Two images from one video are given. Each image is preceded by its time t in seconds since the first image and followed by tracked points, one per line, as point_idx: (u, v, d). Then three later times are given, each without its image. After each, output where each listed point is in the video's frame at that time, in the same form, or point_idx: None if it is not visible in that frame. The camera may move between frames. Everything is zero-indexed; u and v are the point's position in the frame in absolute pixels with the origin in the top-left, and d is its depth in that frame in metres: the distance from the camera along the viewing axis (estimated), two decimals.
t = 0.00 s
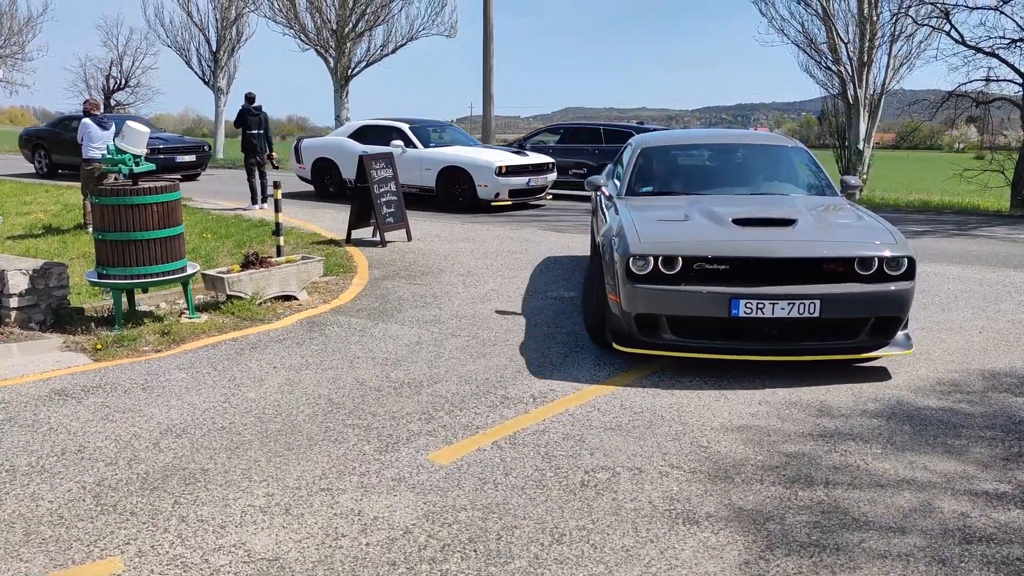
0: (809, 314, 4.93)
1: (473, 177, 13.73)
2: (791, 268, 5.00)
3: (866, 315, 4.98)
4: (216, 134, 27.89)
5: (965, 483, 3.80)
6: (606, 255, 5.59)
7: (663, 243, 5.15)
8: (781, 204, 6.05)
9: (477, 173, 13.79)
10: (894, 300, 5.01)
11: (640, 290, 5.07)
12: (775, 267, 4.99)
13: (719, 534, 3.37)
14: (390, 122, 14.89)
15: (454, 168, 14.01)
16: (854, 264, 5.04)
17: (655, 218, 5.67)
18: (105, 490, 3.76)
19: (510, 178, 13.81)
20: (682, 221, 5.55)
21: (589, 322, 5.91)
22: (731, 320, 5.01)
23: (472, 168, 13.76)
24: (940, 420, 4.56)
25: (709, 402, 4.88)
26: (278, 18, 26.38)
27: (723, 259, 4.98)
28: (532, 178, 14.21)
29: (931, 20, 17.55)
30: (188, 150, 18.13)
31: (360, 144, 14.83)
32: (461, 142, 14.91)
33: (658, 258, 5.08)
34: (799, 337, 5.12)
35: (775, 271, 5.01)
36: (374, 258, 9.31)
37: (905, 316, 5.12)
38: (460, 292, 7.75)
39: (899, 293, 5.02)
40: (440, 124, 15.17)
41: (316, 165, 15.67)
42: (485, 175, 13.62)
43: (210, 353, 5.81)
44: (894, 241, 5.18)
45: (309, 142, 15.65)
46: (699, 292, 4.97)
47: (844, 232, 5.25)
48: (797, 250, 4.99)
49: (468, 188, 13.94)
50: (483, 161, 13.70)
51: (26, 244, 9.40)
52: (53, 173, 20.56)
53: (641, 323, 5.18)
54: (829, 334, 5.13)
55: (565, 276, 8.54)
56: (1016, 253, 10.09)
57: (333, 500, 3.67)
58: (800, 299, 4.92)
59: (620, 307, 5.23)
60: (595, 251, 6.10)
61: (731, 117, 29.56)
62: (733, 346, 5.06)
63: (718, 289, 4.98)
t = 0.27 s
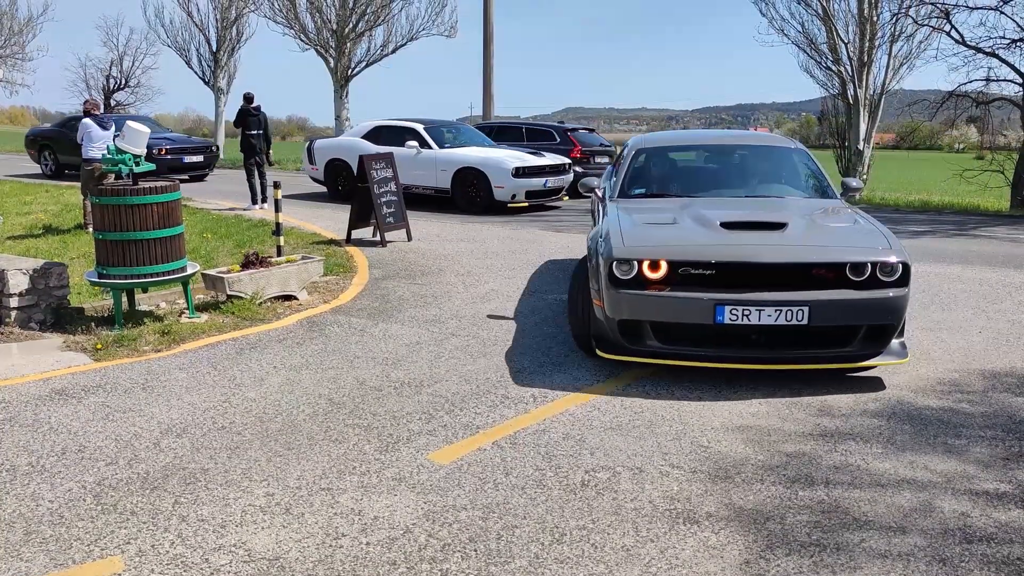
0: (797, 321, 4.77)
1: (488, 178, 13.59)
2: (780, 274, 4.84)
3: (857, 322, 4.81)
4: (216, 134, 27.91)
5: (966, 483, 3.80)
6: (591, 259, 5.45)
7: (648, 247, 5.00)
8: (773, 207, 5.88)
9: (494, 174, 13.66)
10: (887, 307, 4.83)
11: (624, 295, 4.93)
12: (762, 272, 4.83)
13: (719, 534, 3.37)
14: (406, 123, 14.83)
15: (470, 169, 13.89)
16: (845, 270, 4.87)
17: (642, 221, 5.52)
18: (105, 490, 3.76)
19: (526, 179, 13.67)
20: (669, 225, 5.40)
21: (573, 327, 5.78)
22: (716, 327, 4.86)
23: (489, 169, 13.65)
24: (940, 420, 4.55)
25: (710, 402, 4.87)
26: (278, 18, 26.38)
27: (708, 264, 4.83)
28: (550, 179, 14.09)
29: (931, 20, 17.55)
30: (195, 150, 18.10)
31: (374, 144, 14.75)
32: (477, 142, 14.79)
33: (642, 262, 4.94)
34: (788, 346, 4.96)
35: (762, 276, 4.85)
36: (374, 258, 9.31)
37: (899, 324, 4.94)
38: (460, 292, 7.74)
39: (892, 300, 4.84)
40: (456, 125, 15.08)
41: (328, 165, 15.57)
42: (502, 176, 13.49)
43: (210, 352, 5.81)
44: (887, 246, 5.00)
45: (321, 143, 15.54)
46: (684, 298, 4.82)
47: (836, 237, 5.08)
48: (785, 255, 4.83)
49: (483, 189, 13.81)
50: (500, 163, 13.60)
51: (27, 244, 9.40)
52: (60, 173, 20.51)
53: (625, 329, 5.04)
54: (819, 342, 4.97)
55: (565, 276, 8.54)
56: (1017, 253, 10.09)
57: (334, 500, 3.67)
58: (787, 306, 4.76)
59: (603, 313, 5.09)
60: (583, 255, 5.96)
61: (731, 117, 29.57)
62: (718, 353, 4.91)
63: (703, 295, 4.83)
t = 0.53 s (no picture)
0: (785, 328, 4.60)
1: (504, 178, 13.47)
2: (768, 280, 4.67)
3: (849, 330, 4.62)
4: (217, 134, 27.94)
5: (967, 483, 3.79)
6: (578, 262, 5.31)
7: (633, 250, 4.85)
8: (767, 210, 5.70)
9: (511, 174, 13.54)
10: (880, 314, 4.64)
11: (607, 301, 4.78)
12: (750, 277, 4.66)
13: (720, 534, 3.37)
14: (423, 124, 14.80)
15: (486, 169, 13.78)
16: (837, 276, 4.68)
17: (630, 224, 5.37)
18: (106, 489, 3.76)
19: (544, 180, 13.52)
20: (658, 228, 5.24)
21: (559, 330, 5.64)
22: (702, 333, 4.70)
23: (506, 169, 13.52)
24: (941, 420, 4.55)
25: (710, 402, 4.87)
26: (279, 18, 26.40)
27: (694, 269, 4.67)
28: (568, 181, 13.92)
29: (933, 20, 17.52)
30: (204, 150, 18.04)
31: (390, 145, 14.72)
32: (495, 144, 14.67)
33: (626, 266, 4.79)
34: (778, 353, 4.79)
35: (750, 282, 4.68)
36: (375, 258, 9.31)
37: (893, 331, 4.75)
38: (461, 292, 7.74)
39: (886, 307, 4.65)
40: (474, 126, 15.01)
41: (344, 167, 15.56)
42: (518, 176, 13.36)
43: (212, 352, 5.81)
44: (882, 250, 4.81)
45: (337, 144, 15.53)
46: (669, 304, 4.66)
47: (828, 241, 4.90)
48: (773, 259, 4.65)
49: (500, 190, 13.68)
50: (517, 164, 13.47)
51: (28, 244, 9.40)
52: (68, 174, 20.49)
53: (609, 335, 4.89)
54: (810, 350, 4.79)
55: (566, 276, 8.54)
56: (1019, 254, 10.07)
57: (335, 499, 3.67)
58: (775, 313, 4.59)
59: (587, 318, 4.95)
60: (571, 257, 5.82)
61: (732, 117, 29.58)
62: (704, 361, 4.75)
63: (689, 301, 4.67)
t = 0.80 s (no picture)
0: (772, 336, 4.42)
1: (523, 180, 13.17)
2: (755, 286, 4.50)
3: (840, 338, 4.44)
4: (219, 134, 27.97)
5: (969, 484, 3.79)
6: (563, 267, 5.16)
7: (616, 255, 4.70)
8: (759, 213, 5.53)
9: (529, 176, 13.24)
10: (873, 323, 4.45)
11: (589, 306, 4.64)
12: (737, 283, 4.50)
13: (721, 534, 3.37)
14: (438, 125, 14.52)
15: (504, 171, 13.48)
16: (827, 283, 4.50)
17: (618, 227, 5.22)
18: (108, 489, 3.76)
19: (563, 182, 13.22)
20: (646, 231, 5.09)
21: (546, 336, 5.50)
22: (686, 341, 4.53)
23: (524, 171, 13.21)
24: (943, 421, 4.54)
25: (712, 403, 4.86)
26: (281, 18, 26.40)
27: (679, 274, 4.52)
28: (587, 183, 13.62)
29: (935, 20, 17.50)
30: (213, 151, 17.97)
31: (406, 147, 14.45)
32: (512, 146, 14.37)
33: (610, 270, 4.64)
34: (767, 363, 4.61)
35: (736, 288, 4.51)
36: (377, 258, 9.31)
37: (887, 341, 4.55)
38: (462, 293, 7.73)
39: (878, 314, 4.46)
40: (489, 128, 14.72)
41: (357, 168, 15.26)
42: (538, 178, 13.05)
43: (213, 352, 5.81)
44: (876, 256, 4.62)
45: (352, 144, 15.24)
46: (652, 310, 4.51)
47: (820, 246, 4.71)
48: (761, 264, 4.48)
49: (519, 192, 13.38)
50: (536, 165, 13.16)
51: (29, 244, 9.41)
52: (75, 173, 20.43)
53: (592, 341, 4.74)
54: (800, 359, 4.61)
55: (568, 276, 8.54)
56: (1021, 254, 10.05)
57: (335, 499, 3.67)
58: (762, 320, 4.41)
59: (569, 324, 4.80)
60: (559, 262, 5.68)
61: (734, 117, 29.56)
62: (689, 369, 4.59)
63: (673, 307, 4.51)
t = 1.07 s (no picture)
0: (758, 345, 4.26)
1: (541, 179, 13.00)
2: (740, 292, 4.35)
3: (829, 348, 4.27)
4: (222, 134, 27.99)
5: (972, 486, 3.78)
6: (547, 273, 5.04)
7: (599, 260, 4.58)
8: (751, 219, 5.38)
9: (547, 177, 13.08)
10: (863, 332, 4.28)
11: (570, 313, 4.51)
12: (722, 290, 4.36)
13: (724, 536, 3.36)
14: (454, 125, 14.39)
15: (520, 172, 13.32)
16: (816, 290, 4.34)
17: (604, 232, 5.10)
18: (109, 489, 3.76)
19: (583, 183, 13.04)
20: (632, 236, 4.96)
21: (532, 343, 5.38)
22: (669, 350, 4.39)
23: (541, 172, 13.04)
24: (947, 422, 4.53)
25: (714, 405, 4.85)
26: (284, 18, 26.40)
27: (662, 280, 4.39)
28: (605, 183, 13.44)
29: (938, 21, 17.46)
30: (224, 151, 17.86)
31: (421, 148, 14.32)
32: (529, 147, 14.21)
33: (592, 276, 4.52)
34: (755, 373, 4.45)
35: (722, 295, 4.37)
36: (379, 258, 9.31)
37: (879, 351, 4.38)
38: (464, 293, 7.72)
39: (869, 324, 4.29)
40: (506, 129, 14.57)
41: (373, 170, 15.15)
42: (556, 179, 12.88)
43: (215, 352, 5.81)
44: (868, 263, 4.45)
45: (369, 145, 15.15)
46: (634, 316, 4.37)
47: (811, 252, 4.56)
48: (746, 271, 4.34)
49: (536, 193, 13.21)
50: (554, 166, 12.99)
51: (31, 243, 9.40)
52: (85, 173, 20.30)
53: (574, 349, 4.61)
54: (790, 371, 4.44)
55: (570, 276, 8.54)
56: None
57: (337, 500, 3.66)
58: (747, 328, 4.26)
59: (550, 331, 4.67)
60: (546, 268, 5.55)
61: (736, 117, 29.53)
62: (673, 379, 4.44)
63: (656, 314, 4.38)
